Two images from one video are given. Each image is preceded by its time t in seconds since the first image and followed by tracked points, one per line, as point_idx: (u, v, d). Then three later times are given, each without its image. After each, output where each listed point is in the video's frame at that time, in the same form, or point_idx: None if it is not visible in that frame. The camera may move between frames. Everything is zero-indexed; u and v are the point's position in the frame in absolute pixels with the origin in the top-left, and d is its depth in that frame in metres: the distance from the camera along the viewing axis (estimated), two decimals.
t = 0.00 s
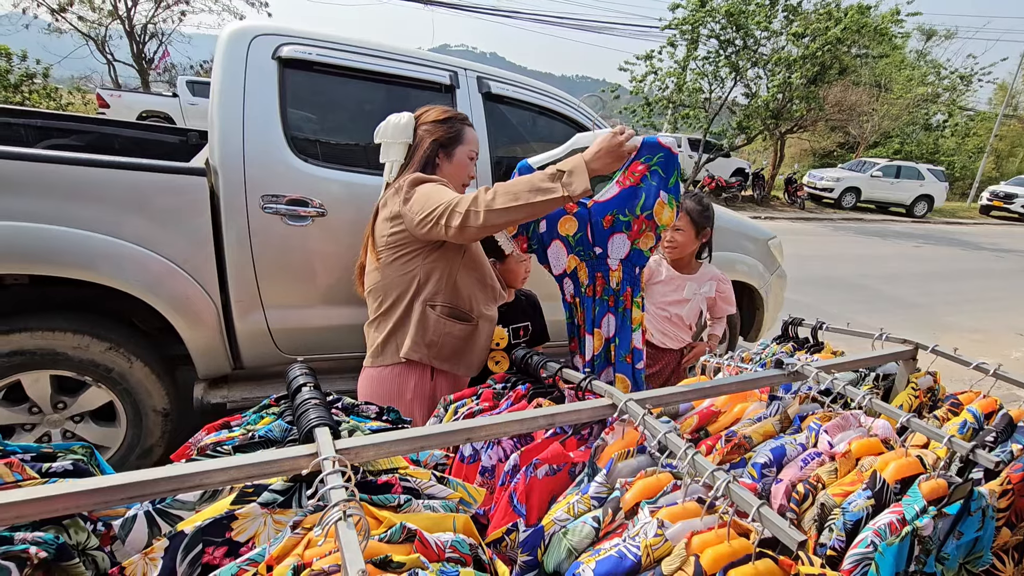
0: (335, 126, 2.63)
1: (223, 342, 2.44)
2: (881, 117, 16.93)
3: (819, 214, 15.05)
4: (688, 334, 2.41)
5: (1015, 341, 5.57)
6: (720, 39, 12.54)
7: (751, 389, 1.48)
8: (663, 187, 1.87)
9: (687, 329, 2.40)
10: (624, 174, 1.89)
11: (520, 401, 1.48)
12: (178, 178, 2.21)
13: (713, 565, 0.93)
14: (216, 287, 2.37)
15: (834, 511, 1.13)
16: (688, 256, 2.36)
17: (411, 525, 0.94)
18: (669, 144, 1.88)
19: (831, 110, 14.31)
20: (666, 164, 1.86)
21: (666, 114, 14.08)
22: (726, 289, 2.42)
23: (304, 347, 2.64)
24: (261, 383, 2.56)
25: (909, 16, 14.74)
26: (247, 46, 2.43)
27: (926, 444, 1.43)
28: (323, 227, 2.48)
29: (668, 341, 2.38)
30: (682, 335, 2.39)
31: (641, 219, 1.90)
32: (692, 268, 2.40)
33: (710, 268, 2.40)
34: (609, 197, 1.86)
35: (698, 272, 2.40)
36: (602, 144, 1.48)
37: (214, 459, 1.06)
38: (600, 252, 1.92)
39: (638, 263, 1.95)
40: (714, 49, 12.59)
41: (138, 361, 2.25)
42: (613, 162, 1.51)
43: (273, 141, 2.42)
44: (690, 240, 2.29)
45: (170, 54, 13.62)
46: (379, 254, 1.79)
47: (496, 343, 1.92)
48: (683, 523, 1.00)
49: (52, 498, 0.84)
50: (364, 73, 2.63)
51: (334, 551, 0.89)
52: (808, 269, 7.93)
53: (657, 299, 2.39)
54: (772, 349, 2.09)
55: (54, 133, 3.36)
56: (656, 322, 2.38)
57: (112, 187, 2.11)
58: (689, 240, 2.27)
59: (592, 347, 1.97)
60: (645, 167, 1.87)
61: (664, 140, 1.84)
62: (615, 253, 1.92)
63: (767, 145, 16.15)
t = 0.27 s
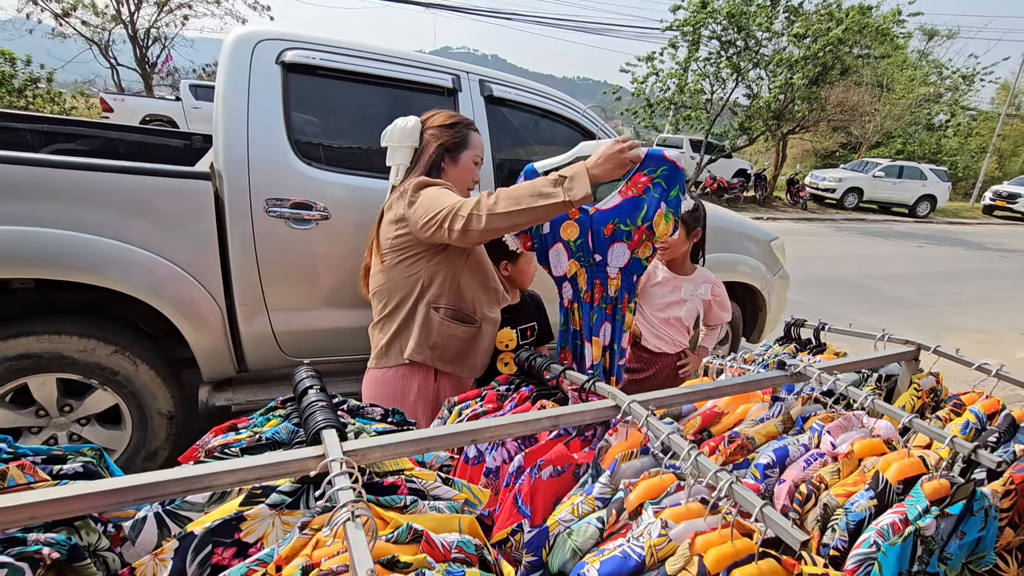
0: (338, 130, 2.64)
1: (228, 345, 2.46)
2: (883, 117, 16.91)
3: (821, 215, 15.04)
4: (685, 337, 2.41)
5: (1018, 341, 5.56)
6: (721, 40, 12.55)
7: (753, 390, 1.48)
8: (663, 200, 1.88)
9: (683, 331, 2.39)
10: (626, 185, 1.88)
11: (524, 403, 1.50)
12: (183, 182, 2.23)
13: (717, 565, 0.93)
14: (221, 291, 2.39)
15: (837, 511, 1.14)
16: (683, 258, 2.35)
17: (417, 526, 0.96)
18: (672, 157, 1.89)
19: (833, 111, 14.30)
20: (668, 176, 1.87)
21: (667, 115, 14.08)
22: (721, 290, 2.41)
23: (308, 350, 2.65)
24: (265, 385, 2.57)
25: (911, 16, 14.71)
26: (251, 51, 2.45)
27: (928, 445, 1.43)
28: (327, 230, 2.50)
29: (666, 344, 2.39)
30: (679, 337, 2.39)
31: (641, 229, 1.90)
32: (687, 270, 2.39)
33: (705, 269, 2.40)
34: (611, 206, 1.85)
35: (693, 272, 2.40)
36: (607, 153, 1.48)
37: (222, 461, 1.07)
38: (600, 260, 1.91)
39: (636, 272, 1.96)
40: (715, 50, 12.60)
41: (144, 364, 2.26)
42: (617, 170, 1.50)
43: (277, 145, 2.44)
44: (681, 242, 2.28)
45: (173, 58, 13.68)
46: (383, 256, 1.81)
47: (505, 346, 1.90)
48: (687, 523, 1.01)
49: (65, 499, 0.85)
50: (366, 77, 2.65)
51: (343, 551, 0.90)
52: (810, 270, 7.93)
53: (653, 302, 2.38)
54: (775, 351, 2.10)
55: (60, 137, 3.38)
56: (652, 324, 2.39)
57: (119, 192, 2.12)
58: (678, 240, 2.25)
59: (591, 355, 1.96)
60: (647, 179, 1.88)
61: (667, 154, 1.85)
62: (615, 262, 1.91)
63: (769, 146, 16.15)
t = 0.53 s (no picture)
0: (338, 132, 2.65)
1: (228, 347, 2.46)
2: (884, 117, 16.90)
3: (822, 215, 15.02)
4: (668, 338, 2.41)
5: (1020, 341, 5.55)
6: (721, 41, 12.56)
7: (753, 391, 1.48)
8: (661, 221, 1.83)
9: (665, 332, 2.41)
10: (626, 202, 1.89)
11: (524, 404, 1.49)
12: (183, 185, 2.23)
13: (716, 566, 0.93)
14: (221, 293, 2.39)
15: (837, 512, 1.13)
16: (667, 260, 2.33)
17: (416, 528, 0.95)
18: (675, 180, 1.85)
19: (833, 111, 14.30)
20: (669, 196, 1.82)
21: (668, 116, 14.08)
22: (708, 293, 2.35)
23: (308, 352, 2.65)
24: (265, 388, 2.57)
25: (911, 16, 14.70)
26: (252, 54, 2.45)
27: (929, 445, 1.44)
28: (327, 232, 2.50)
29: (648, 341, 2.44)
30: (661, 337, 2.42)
31: (642, 248, 1.85)
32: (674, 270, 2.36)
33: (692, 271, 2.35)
34: (609, 221, 1.87)
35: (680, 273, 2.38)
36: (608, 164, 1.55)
37: (222, 463, 1.07)
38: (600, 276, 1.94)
39: (636, 294, 1.88)
40: (715, 51, 12.60)
41: (144, 367, 2.26)
42: (615, 176, 1.53)
43: (278, 148, 2.44)
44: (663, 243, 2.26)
45: (174, 61, 13.71)
46: (385, 257, 1.81)
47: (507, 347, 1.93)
48: (686, 524, 1.01)
49: (64, 501, 0.85)
50: (366, 79, 2.65)
51: (341, 553, 0.90)
52: (811, 270, 7.91)
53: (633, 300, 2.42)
54: (775, 351, 2.10)
55: (61, 141, 3.40)
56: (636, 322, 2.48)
57: (119, 195, 2.13)
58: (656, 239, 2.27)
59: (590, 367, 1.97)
60: (646, 198, 1.85)
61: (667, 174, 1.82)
62: (615, 278, 1.89)
63: (770, 147, 16.15)
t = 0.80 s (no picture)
0: (338, 134, 2.65)
1: (228, 349, 2.46)
2: (884, 117, 16.90)
3: (823, 216, 15.01)
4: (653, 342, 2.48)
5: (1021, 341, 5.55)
6: (721, 42, 12.56)
7: (752, 392, 1.48)
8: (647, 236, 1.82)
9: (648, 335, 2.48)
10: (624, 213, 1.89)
11: (523, 406, 1.49)
12: (183, 188, 2.23)
13: (715, 568, 0.93)
14: (221, 296, 2.39)
15: (836, 514, 1.13)
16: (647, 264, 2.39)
17: (414, 530, 0.95)
18: (662, 194, 1.82)
19: (833, 112, 14.30)
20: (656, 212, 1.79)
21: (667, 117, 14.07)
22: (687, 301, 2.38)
23: (307, 354, 2.65)
24: (265, 390, 2.57)
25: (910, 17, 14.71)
26: (251, 57, 2.46)
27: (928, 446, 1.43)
28: (327, 234, 2.50)
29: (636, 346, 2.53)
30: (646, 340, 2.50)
31: (637, 260, 1.84)
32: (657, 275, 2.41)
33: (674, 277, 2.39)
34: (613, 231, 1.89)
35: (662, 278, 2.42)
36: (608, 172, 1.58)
37: (219, 466, 1.07)
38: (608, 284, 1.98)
39: (635, 305, 1.88)
40: (714, 52, 12.60)
41: (144, 369, 2.26)
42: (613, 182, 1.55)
43: (277, 150, 2.44)
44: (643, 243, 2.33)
45: (174, 64, 13.72)
46: (388, 258, 1.81)
47: (508, 347, 2.00)
48: (684, 526, 1.01)
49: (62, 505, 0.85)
50: (366, 82, 2.65)
51: (339, 556, 0.90)
52: (812, 271, 7.91)
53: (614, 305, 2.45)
54: (775, 352, 2.10)
55: (61, 143, 3.40)
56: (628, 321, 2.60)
57: (119, 198, 2.13)
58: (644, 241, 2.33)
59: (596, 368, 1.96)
60: (639, 210, 1.83)
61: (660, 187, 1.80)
62: (618, 286, 1.90)
63: (770, 147, 16.15)
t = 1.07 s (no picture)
0: (337, 136, 2.65)
1: (228, 351, 2.46)
2: (883, 118, 16.92)
3: (822, 217, 15.02)
4: (648, 343, 2.46)
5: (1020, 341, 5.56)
6: (719, 44, 12.58)
7: (752, 394, 1.48)
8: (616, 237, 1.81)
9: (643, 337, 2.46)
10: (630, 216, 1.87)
11: (523, 408, 1.49)
12: (183, 190, 2.23)
13: (716, 569, 0.93)
14: (221, 298, 2.39)
15: (837, 515, 1.13)
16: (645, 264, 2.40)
17: (415, 532, 0.94)
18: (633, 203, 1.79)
19: (832, 113, 14.32)
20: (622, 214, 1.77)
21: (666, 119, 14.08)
22: (683, 302, 2.38)
23: (307, 356, 2.65)
24: (264, 392, 2.57)
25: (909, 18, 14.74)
26: (251, 59, 2.46)
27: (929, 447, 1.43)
28: (326, 236, 2.50)
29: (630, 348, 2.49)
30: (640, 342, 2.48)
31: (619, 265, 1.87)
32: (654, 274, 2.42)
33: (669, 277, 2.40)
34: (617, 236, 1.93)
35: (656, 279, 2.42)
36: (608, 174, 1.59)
37: (220, 468, 1.07)
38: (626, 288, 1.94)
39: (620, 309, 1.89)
40: (713, 53, 12.62)
41: (144, 371, 2.26)
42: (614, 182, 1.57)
43: (277, 152, 2.44)
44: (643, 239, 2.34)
45: (174, 66, 13.73)
46: (392, 259, 1.80)
47: (508, 349, 2.00)
48: (685, 528, 1.00)
49: (63, 508, 0.85)
50: (365, 84, 2.65)
51: (339, 559, 0.90)
52: (811, 272, 7.91)
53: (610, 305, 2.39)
54: (775, 353, 2.10)
55: (61, 146, 3.40)
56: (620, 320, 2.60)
57: (119, 200, 2.13)
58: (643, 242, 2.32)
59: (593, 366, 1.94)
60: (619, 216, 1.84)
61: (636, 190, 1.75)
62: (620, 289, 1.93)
63: (769, 148, 16.17)
